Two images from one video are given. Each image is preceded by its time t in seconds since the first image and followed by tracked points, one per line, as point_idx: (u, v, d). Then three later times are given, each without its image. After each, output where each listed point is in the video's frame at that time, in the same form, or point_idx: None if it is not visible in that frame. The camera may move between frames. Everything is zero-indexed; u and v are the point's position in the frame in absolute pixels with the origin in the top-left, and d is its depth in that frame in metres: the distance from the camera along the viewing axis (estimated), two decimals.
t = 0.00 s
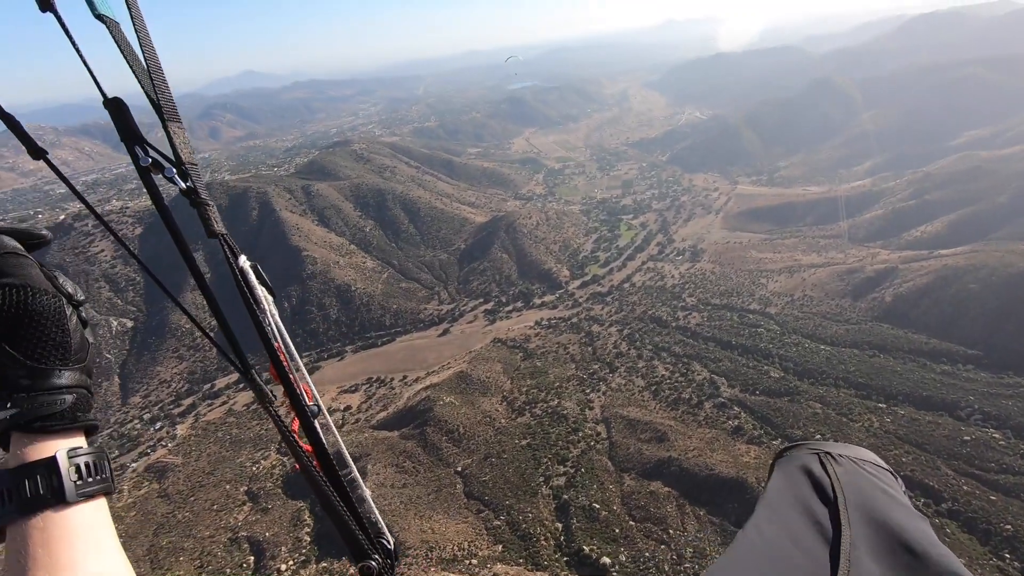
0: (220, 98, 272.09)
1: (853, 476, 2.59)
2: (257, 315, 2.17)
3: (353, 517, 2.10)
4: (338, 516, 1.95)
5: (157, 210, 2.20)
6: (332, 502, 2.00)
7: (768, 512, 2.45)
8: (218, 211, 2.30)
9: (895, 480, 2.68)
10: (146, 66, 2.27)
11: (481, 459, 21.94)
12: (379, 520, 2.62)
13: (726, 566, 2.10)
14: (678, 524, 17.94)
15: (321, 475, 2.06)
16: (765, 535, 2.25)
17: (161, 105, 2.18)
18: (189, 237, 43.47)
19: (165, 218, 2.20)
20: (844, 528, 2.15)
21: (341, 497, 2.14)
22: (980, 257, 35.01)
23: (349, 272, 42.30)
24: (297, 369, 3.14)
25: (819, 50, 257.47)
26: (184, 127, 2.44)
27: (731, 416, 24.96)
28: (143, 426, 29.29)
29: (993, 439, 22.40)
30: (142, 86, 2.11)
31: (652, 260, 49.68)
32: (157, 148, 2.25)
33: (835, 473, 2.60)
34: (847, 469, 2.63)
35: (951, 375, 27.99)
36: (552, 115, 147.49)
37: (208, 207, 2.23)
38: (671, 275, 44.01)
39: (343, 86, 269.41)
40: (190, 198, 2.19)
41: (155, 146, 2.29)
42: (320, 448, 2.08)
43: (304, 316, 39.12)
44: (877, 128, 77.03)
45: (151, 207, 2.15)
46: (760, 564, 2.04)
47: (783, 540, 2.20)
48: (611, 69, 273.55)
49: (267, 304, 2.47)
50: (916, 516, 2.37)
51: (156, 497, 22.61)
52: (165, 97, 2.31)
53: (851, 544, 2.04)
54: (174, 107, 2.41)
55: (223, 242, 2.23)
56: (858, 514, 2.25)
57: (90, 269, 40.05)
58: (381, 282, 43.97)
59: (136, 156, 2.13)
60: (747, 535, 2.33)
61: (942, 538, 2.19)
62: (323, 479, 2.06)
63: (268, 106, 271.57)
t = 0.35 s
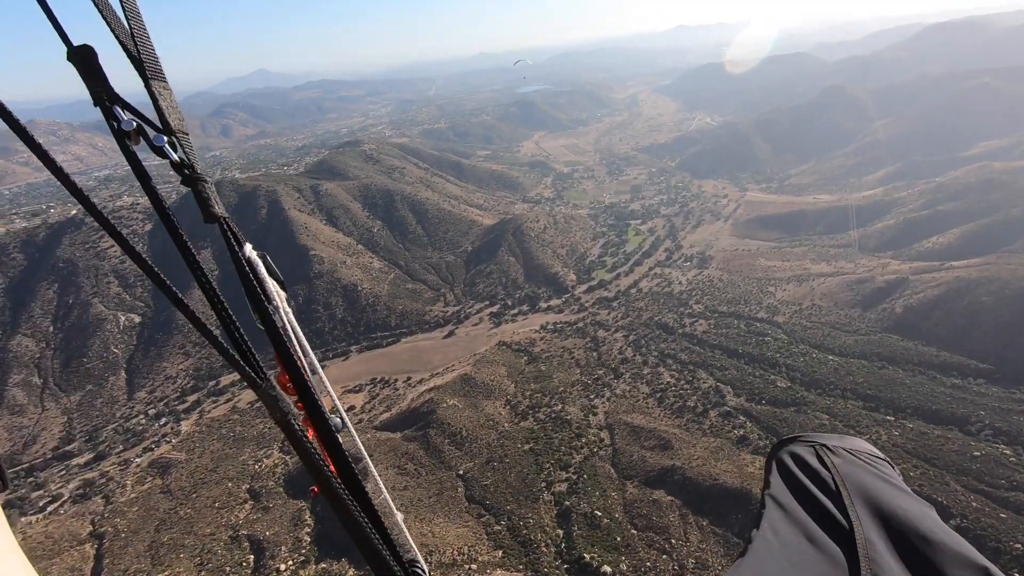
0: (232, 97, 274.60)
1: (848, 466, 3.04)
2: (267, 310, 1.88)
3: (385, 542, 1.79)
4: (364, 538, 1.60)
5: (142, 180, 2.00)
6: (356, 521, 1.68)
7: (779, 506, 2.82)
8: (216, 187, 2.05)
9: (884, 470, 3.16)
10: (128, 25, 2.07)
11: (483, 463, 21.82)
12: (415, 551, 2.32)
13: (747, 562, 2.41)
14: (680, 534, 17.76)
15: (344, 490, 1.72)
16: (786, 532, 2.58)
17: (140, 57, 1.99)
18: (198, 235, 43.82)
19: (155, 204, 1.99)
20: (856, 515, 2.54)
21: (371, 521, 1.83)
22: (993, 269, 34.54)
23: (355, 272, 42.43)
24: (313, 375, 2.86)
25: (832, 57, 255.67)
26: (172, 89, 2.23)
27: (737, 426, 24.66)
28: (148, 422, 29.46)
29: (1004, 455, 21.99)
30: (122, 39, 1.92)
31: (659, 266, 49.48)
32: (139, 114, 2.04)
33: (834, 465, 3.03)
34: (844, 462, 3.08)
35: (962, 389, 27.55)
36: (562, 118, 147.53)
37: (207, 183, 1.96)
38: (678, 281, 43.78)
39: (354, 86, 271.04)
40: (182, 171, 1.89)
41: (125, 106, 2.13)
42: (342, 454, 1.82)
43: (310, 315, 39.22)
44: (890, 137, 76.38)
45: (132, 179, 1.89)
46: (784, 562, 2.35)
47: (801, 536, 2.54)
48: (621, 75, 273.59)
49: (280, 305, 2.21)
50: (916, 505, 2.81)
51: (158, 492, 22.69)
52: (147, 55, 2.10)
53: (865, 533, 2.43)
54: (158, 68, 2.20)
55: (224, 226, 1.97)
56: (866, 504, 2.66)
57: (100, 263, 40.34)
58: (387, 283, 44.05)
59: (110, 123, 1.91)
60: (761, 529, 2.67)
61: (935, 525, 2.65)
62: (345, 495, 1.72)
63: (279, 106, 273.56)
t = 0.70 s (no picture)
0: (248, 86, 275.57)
1: (865, 422, 3.25)
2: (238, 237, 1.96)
3: (372, 488, 1.98)
4: (346, 478, 1.84)
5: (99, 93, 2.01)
6: (338, 460, 1.88)
7: (792, 459, 3.10)
8: (169, 84, 2.09)
9: (901, 422, 3.37)
10: None
11: (489, 457, 21.86)
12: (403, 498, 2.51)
13: (758, 516, 2.75)
14: (684, 533, 17.66)
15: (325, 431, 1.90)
16: (794, 486, 2.89)
17: None
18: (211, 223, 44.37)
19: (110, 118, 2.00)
20: (868, 468, 2.79)
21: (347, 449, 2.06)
22: (1013, 274, 33.79)
23: (366, 263, 42.59)
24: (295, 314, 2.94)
25: (853, 54, 251.01)
26: None
27: (745, 427, 24.37)
28: (159, 407, 29.87)
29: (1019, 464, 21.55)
30: None
31: (671, 264, 49.06)
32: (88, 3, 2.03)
33: (851, 420, 3.25)
34: (862, 416, 3.29)
35: (978, 396, 27.02)
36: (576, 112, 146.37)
37: (154, 74, 2.01)
38: (690, 279, 43.40)
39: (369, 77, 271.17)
40: (131, 63, 1.96)
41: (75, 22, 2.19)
42: (319, 389, 2.03)
43: (320, 305, 39.45)
44: (910, 137, 75.01)
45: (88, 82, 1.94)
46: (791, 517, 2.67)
47: (807, 489, 2.84)
48: (637, 70, 270.88)
49: (247, 219, 2.29)
50: (933, 457, 3.01)
51: (168, 477, 22.97)
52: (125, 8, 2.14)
53: (874, 483, 2.68)
54: None
55: (179, 125, 2.04)
56: (879, 458, 2.89)
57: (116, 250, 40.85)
58: (397, 274, 44.17)
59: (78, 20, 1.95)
60: (771, 481, 2.99)
61: (949, 473, 2.85)
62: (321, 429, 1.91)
63: (294, 96, 274.01)
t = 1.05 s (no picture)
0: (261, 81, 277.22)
1: (873, 401, 3.28)
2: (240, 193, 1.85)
3: (368, 448, 1.86)
4: (345, 438, 1.74)
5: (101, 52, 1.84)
6: (341, 425, 1.77)
7: (795, 434, 3.19)
8: (178, 53, 1.93)
9: (912, 403, 3.37)
10: None
11: (495, 454, 21.86)
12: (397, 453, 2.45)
13: (755, 485, 2.93)
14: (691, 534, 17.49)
15: (320, 385, 1.80)
16: (794, 459, 3.01)
17: None
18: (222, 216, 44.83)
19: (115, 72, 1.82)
20: (870, 449, 2.85)
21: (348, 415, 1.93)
22: None
23: (375, 258, 42.70)
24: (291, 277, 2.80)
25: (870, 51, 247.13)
26: None
27: (755, 428, 24.07)
28: (170, 399, 30.17)
29: None
30: None
31: (681, 262, 48.70)
32: None
33: (858, 399, 3.27)
34: (871, 396, 3.31)
35: (992, 400, 26.52)
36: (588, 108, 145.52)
37: (165, 45, 1.86)
38: (700, 278, 43.07)
39: (380, 72, 271.50)
40: (141, 28, 1.82)
41: None
42: (326, 356, 1.85)
43: (329, 300, 39.64)
44: (928, 135, 73.69)
45: (93, 47, 1.79)
46: (786, 490, 2.82)
47: (808, 465, 2.93)
48: (648, 66, 268.90)
49: (250, 182, 2.13)
50: (939, 440, 3.03)
51: (177, 468, 23.18)
52: None
53: (873, 465, 2.76)
54: None
55: (188, 93, 1.89)
56: (883, 440, 2.93)
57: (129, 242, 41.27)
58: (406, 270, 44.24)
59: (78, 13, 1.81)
60: (772, 451, 3.13)
61: (953, 457, 2.89)
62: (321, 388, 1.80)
63: (306, 90, 275.20)
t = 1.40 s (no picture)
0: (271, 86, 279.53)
1: (877, 422, 3.13)
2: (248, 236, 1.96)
3: (371, 470, 1.99)
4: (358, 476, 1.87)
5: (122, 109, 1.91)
6: (342, 449, 1.89)
7: (800, 455, 3.05)
8: (197, 112, 1.94)
9: (917, 425, 3.23)
10: None
11: (501, 459, 21.72)
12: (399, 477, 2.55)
13: (762, 509, 2.78)
14: (699, 542, 17.29)
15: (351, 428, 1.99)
16: (798, 485, 2.84)
17: None
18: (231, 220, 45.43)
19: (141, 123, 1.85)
20: (876, 469, 2.74)
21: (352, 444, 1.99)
22: None
23: (382, 262, 42.83)
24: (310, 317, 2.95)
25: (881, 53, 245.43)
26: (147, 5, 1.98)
27: (764, 434, 23.76)
28: (178, 402, 30.32)
29: None
30: None
31: (689, 266, 48.39)
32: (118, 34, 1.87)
33: (863, 421, 3.13)
34: (875, 417, 3.16)
35: (1007, 407, 26.07)
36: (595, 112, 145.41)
37: (185, 107, 1.86)
38: (708, 282, 42.78)
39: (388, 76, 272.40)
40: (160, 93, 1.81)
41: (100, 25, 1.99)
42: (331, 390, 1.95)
43: (336, 303, 39.76)
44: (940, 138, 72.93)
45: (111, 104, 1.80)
46: (794, 514, 2.65)
47: (813, 489, 2.79)
48: (657, 69, 267.92)
49: (262, 231, 2.15)
50: (945, 462, 2.90)
51: (185, 471, 23.25)
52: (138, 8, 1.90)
53: (879, 486, 2.63)
54: None
55: (202, 147, 1.91)
56: (890, 461, 2.81)
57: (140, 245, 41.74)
58: (413, 273, 44.31)
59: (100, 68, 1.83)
60: (777, 475, 2.98)
61: (963, 481, 2.76)
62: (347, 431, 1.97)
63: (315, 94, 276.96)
